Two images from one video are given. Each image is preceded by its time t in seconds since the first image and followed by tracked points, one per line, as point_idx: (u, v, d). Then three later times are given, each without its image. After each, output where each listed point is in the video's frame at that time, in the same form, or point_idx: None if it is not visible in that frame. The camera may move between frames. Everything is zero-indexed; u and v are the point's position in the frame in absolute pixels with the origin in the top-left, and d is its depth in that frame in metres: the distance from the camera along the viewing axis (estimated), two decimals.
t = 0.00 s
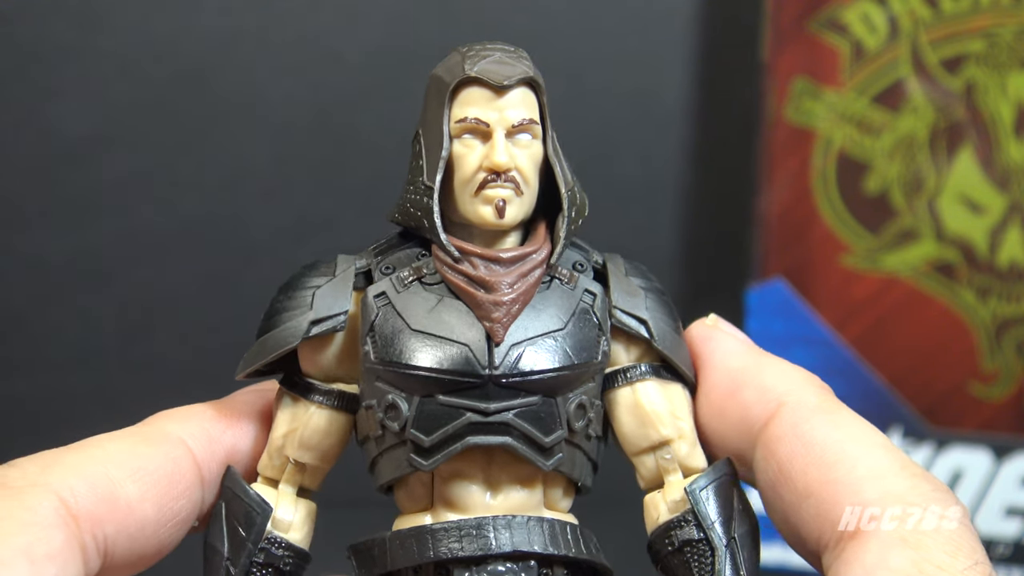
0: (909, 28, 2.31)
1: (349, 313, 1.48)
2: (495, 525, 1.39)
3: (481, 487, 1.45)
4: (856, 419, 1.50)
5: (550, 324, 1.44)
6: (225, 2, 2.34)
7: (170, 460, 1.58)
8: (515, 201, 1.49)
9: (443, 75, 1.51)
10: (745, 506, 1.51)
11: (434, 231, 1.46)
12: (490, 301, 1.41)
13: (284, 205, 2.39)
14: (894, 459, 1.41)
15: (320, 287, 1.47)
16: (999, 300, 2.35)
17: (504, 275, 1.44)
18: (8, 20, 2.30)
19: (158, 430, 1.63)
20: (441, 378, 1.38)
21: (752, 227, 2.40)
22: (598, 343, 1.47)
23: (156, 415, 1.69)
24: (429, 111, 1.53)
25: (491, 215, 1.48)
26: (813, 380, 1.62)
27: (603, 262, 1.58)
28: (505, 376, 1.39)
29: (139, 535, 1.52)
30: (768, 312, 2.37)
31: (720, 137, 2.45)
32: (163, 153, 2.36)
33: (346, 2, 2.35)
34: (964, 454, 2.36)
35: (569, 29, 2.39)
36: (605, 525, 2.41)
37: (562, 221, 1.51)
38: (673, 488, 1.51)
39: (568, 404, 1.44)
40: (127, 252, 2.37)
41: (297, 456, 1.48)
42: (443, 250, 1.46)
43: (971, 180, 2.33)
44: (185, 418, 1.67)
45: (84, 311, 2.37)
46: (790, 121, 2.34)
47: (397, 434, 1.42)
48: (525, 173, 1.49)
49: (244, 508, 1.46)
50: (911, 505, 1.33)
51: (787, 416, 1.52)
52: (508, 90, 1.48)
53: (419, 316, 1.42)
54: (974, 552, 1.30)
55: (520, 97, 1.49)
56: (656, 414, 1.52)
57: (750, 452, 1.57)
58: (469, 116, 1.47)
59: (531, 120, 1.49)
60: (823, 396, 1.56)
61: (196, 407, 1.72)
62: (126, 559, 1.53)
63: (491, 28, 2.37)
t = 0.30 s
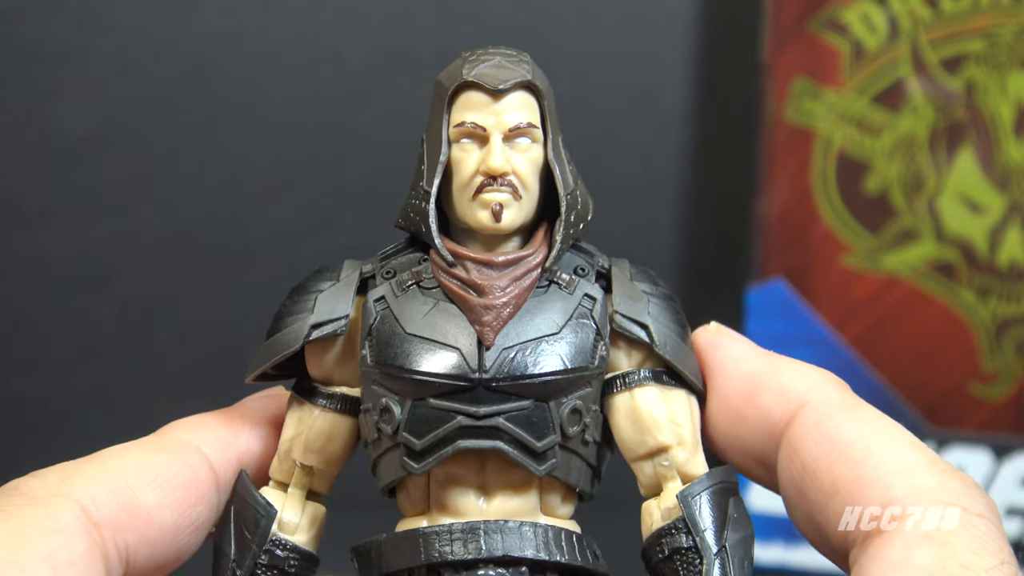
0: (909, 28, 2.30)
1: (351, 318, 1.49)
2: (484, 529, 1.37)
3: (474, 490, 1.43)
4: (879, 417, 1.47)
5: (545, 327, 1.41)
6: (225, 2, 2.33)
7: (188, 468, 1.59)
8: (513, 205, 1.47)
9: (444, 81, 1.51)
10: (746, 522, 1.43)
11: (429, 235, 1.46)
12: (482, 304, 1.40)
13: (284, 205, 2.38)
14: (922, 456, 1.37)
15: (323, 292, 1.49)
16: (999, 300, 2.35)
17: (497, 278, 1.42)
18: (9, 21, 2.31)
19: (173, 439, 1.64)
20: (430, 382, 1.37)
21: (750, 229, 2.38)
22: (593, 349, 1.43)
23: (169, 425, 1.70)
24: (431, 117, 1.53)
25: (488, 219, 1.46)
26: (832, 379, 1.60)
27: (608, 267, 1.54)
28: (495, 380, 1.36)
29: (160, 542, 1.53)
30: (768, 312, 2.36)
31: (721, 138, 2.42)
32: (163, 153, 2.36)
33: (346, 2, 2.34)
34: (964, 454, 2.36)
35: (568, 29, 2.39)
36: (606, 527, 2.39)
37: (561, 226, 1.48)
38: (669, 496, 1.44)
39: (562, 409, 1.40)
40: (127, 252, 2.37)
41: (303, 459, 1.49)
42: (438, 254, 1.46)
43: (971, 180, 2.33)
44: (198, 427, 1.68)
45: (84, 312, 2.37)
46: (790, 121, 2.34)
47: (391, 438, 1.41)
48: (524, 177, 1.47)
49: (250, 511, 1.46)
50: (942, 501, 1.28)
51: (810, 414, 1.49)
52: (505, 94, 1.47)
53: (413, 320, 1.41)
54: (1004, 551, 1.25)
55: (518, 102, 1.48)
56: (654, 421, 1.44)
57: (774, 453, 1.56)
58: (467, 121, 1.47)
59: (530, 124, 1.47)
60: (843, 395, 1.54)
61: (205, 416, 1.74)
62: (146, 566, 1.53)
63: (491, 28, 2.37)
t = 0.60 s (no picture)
0: (909, 28, 2.30)
1: (349, 318, 1.49)
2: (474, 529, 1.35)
3: (468, 490, 1.42)
4: (888, 411, 1.42)
5: (537, 326, 1.39)
6: (225, 2, 2.34)
7: (194, 469, 1.58)
8: (506, 204, 1.45)
9: (440, 82, 1.51)
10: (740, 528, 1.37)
11: (422, 234, 1.46)
12: (471, 303, 1.39)
13: (283, 205, 2.38)
14: (933, 451, 1.31)
15: (322, 292, 1.50)
16: (999, 300, 2.35)
17: (487, 277, 1.41)
18: (10, 21, 2.31)
19: (179, 441, 1.64)
20: (419, 381, 1.36)
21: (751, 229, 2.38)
22: (586, 348, 1.40)
23: (173, 428, 1.70)
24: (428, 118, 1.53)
25: (480, 219, 1.45)
26: (837, 374, 1.57)
27: (606, 266, 1.51)
28: (484, 379, 1.35)
29: (168, 544, 1.53)
30: (768, 312, 2.35)
31: (721, 137, 2.43)
32: (163, 153, 2.36)
33: (346, 2, 2.34)
34: (964, 454, 2.35)
35: (568, 29, 2.39)
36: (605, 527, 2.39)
37: (554, 224, 1.46)
38: (662, 496, 1.38)
39: (553, 408, 1.38)
40: (127, 252, 2.37)
41: (304, 458, 1.49)
42: (430, 254, 1.45)
43: (971, 180, 2.33)
44: (202, 429, 1.68)
45: (85, 312, 2.37)
46: (790, 121, 2.34)
47: (383, 437, 1.41)
48: (516, 176, 1.46)
49: (251, 510, 1.46)
50: (951, 495, 1.22)
51: (816, 410, 1.44)
52: (497, 93, 1.45)
53: (407, 319, 1.41)
54: (1016, 548, 1.19)
55: (511, 100, 1.46)
56: (648, 420, 1.39)
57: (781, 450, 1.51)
58: (459, 120, 1.46)
59: (523, 122, 1.46)
60: (851, 389, 1.50)
61: (205, 418, 1.74)
62: (155, 567, 1.53)
63: (491, 29, 2.37)
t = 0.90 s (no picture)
0: (909, 28, 2.31)
1: (348, 324, 1.50)
2: (463, 533, 1.34)
3: (459, 494, 1.41)
4: (895, 407, 1.42)
5: (526, 328, 1.38)
6: (225, 3, 2.34)
7: (201, 476, 1.58)
8: (497, 209, 1.45)
9: (433, 88, 1.52)
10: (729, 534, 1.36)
11: (413, 238, 1.47)
12: (457, 307, 1.39)
13: (283, 205, 2.38)
14: (941, 447, 1.31)
15: (322, 298, 1.51)
16: (999, 300, 2.35)
17: (475, 281, 1.41)
18: (11, 21, 2.32)
19: (185, 448, 1.64)
20: (408, 384, 1.37)
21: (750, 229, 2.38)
22: (577, 352, 1.39)
23: (180, 435, 1.70)
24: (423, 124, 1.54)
25: (472, 223, 1.45)
26: (842, 370, 1.56)
27: (601, 270, 1.50)
28: (471, 382, 1.34)
29: (176, 551, 1.53)
30: (768, 312, 2.35)
31: (720, 137, 2.43)
32: (162, 153, 2.36)
33: (346, 2, 2.34)
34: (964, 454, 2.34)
35: (567, 29, 2.39)
36: (605, 527, 2.38)
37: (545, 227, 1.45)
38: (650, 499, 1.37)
39: (542, 412, 1.37)
40: (127, 252, 2.37)
41: (307, 463, 1.49)
42: (422, 259, 1.46)
43: (971, 180, 2.33)
44: (208, 436, 1.68)
45: (86, 312, 2.37)
46: (790, 121, 2.34)
47: (376, 441, 1.42)
48: (507, 180, 1.46)
49: (254, 514, 1.48)
50: (959, 491, 1.21)
51: (823, 407, 1.44)
52: (487, 97, 1.45)
53: (399, 324, 1.42)
54: None
55: (501, 105, 1.46)
56: (638, 422, 1.38)
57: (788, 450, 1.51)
58: (450, 125, 1.46)
59: (513, 127, 1.45)
60: (856, 385, 1.49)
61: (211, 425, 1.74)
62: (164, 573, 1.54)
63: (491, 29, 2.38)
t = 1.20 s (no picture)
0: (909, 28, 2.31)
1: (351, 326, 1.51)
2: (458, 533, 1.34)
3: (457, 494, 1.41)
4: (905, 401, 1.41)
5: (520, 328, 1.38)
6: (226, 3, 2.34)
7: (212, 479, 1.58)
8: (493, 209, 1.45)
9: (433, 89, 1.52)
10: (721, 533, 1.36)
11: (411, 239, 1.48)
12: (451, 307, 1.39)
13: (283, 205, 2.38)
14: (954, 442, 1.30)
15: (326, 300, 1.53)
16: (999, 300, 2.35)
17: (470, 281, 1.41)
18: (11, 21, 2.32)
19: (195, 452, 1.64)
20: (403, 385, 1.37)
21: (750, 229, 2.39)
22: (572, 352, 1.38)
23: (191, 439, 1.70)
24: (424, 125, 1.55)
25: (468, 224, 1.45)
26: (850, 364, 1.55)
27: (601, 270, 1.50)
28: (464, 382, 1.34)
29: (188, 553, 1.53)
30: (768, 311, 2.35)
31: (721, 138, 2.43)
32: (162, 153, 2.36)
33: (346, 2, 2.34)
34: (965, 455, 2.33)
35: (567, 29, 2.39)
36: (606, 527, 2.38)
37: (540, 226, 1.43)
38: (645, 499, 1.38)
39: (536, 412, 1.36)
40: (127, 252, 2.37)
41: (313, 465, 1.50)
42: (418, 259, 1.47)
43: (971, 180, 2.33)
44: (218, 440, 1.68)
45: (86, 312, 2.37)
46: (790, 120, 2.34)
47: (374, 442, 1.42)
48: (504, 181, 1.46)
49: (262, 514, 1.48)
50: (973, 488, 1.21)
51: (833, 403, 1.44)
52: (483, 97, 1.45)
53: (396, 324, 1.43)
54: None
55: (498, 105, 1.45)
56: (632, 421, 1.37)
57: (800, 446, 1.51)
58: (447, 126, 1.47)
59: (508, 127, 1.45)
60: (866, 379, 1.49)
61: (222, 429, 1.74)
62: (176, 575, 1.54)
63: (491, 28, 2.38)
